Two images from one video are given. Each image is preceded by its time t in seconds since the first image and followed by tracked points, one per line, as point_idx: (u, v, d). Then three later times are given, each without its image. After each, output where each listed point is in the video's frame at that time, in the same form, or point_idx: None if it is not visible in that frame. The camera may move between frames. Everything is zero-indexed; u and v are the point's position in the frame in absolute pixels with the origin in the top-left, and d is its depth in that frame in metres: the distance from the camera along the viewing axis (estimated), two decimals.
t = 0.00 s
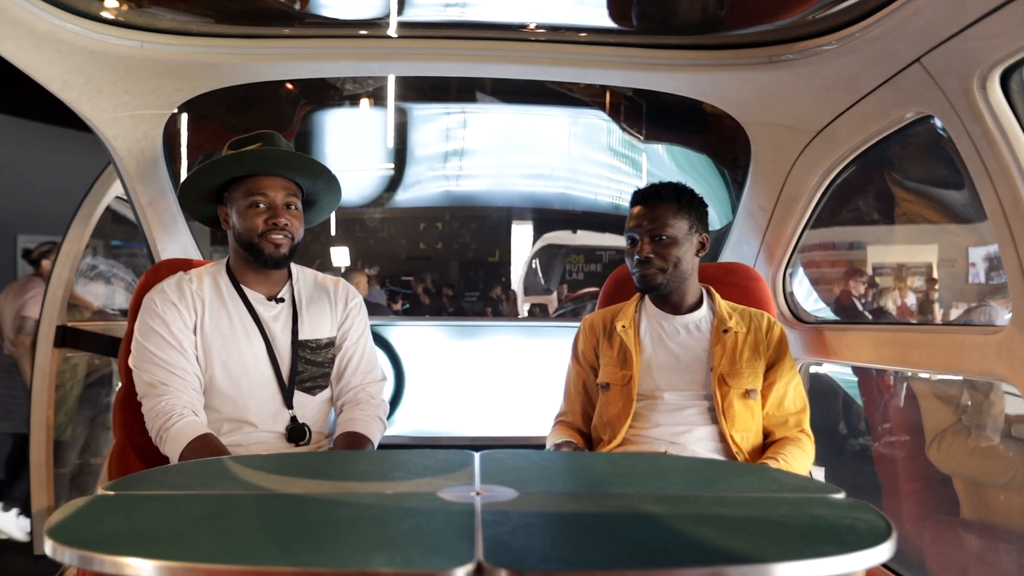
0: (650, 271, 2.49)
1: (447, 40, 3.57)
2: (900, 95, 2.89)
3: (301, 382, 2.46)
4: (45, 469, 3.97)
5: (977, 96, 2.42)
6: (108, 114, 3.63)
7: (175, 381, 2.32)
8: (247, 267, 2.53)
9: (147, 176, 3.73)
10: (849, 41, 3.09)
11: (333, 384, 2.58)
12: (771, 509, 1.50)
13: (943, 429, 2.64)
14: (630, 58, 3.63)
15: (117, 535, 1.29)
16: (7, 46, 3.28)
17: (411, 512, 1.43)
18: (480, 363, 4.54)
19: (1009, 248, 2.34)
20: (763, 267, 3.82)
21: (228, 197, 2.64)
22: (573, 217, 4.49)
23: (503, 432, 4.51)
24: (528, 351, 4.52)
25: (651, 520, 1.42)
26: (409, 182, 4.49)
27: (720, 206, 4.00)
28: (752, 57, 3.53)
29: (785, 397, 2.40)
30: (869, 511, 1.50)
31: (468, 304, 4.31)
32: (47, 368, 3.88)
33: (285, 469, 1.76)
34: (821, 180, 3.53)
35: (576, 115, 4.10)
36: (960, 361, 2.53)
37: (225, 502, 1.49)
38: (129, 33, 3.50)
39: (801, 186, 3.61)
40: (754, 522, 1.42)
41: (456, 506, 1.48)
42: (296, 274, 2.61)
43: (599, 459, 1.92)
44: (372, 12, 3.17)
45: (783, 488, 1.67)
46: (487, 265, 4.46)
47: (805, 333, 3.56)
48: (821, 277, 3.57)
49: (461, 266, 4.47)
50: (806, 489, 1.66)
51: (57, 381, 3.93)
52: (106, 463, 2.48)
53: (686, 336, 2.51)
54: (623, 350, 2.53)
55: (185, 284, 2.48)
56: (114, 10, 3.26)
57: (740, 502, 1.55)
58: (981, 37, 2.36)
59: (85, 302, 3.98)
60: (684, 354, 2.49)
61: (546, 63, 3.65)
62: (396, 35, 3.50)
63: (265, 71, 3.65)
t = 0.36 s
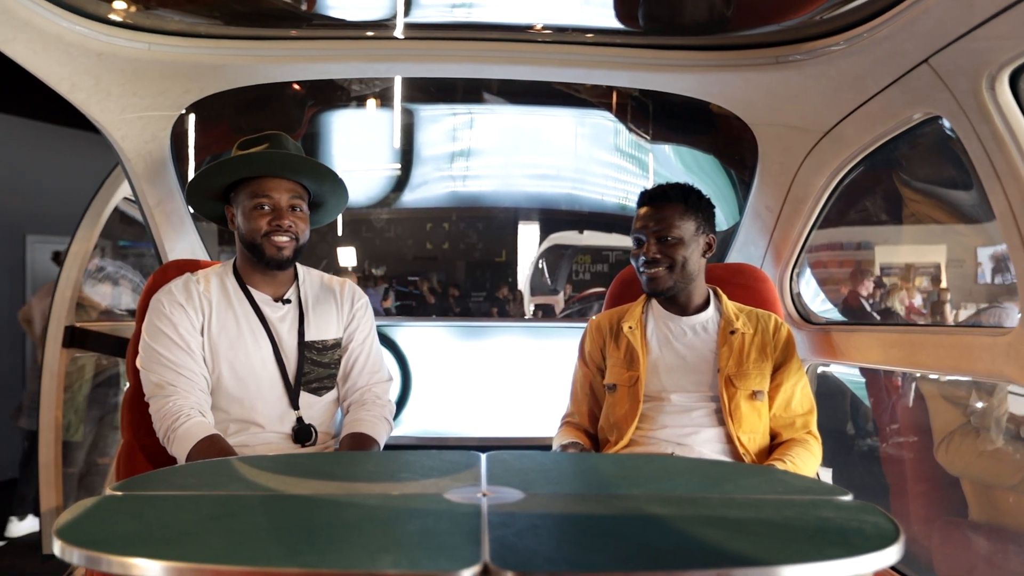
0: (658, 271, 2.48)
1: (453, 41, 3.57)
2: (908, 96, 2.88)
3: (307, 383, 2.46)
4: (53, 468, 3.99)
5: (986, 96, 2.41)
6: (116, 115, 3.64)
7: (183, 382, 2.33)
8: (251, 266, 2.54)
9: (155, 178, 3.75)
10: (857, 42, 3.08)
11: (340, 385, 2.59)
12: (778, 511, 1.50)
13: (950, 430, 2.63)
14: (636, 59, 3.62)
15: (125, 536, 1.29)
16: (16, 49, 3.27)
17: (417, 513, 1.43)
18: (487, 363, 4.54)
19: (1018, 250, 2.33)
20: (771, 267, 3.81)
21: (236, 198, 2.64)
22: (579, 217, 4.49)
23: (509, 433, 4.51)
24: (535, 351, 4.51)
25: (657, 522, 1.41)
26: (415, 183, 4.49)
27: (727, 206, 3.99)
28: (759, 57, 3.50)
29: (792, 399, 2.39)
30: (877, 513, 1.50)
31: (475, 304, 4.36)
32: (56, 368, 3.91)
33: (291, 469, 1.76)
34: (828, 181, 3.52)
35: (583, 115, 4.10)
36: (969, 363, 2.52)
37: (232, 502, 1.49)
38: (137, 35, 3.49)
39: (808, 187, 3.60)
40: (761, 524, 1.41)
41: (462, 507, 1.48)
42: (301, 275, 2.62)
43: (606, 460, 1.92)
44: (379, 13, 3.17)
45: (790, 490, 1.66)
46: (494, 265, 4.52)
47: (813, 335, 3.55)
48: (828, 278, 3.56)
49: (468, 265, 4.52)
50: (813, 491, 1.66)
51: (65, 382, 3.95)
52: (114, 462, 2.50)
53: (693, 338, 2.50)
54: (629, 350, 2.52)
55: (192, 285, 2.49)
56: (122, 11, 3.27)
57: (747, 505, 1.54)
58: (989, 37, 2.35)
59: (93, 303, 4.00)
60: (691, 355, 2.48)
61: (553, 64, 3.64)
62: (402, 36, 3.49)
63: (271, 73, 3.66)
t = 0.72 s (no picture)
0: (646, 278, 2.52)
1: (459, 43, 3.57)
2: (916, 97, 2.87)
3: (315, 385, 2.47)
4: (62, 468, 4.02)
5: (994, 98, 2.41)
6: (124, 118, 3.68)
7: (191, 384, 2.34)
8: (277, 272, 2.55)
9: (162, 179, 3.77)
10: (864, 44, 3.07)
11: (346, 387, 2.60)
12: (785, 513, 1.50)
13: (958, 434, 2.59)
14: (642, 61, 3.62)
15: (134, 537, 1.30)
16: (25, 52, 3.30)
17: (424, 515, 1.44)
18: (493, 364, 4.55)
19: None
20: (777, 269, 3.79)
21: (256, 206, 2.57)
22: (586, 217, 4.53)
23: (515, 433, 4.52)
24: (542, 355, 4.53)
25: (664, 525, 1.41)
26: (422, 183, 4.50)
27: (734, 208, 3.98)
28: (767, 59, 3.48)
29: (799, 401, 2.39)
30: (884, 516, 1.50)
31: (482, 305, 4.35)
32: (64, 368, 3.92)
33: (298, 470, 1.77)
34: (836, 182, 3.51)
35: (590, 116, 4.09)
36: (977, 365, 2.54)
37: (239, 503, 1.50)
38: (145, 38, 3.50)
39: (815, 188, 3.59)
40: (768, 526, 1.41)
41: (469, 509, 1.48)
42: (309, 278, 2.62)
43: (613, 462, 1.92)
44: (385, 16, 3.18)
45: (797, 492, 1.66)
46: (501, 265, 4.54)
47: (820, 336, 3.54)
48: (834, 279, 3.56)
49: (474, 266, 4.58)
50: (819, 493, 1.65)
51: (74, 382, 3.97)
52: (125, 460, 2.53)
53: (700, 338, 2.50)
54: (637, 350, 2.52)
55: (200, 286, 2.50)
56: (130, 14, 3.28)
57: (754, 507, 1.54)
58: (996, 39, 2.35)
59: (101, 303, 4.01)
60: (698, 356, 2.48)
61: (559, 66, 3.63)
62: (409, 38, 3.50)
63: (278, 75, 3.67)
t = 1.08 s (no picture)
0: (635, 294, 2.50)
1: (463, 46, 3.58)
2: (919, 100, 2.89)
3: (320, 383, 2.48)
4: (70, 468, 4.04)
5: (998, 100, 2.41)
6: (130, 121, 3.67)
7: (196, 384, 2.35)
8: (287, 276, 2.56)
9: (169, 181, 3.77)
10: (868, 46, 3.09)
11: (352, 386, 2.61)
12: (788, 515, 1.50)
13: (963, 433, 2.60)
14: (646, 63, 3.62)
15: (140, 538, 1.31)
16: (32, 57, 3.25)
17: (429, 516, 1.44)
18: (499, 366, 4.57)
19: None
20: (781, 271, 3.77)
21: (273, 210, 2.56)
22: (589, 218, 4.52)
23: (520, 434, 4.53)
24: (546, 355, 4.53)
25: (667, 527, 1.42)
26: (428, 184, 4.47)
27: (740, 209, 3.96)
28: (769, 61, 3.49)
29: (802, 400, 2.39)
30: (887, 518, 1.50)
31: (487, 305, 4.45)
32: (71, 369, 3.95)
33: (303, 471, 1.78)
34: (841, 183, 3.51)
35: (595, 117, 4.09)
36: (980, 367, 2.54)
37: (244, 505, 1.51)
38: (150, 41, 3.54)
39: (819, 189, 3.59)
40: (771, 529, 1.42)
41: (473, 511, 1.49)
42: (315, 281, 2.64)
43: (616, 464, 1.92)
44: (390, 18, 3.19)
45: (800, 494, 1.66)
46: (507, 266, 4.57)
47: (824, 337, 3.53)
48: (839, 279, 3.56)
49: (480, 266, 4.59)
50: (822, 495, 1.66)
51: (80, 383, 3.99)
52: (131, 462, 2.55)
53: (701, 341, 2.49)
54: (638, 353, 2.53)
55: (205, 285, 2.50)
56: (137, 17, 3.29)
57: (757, 509, 1.55)
58: (1001, 42, 2.35)
59: (106, 304, 4.03)
60: (700, 358, 2.48)
61: (563, 68, 3.63)
62: (414, 41, 3.51)
63: (283, 78, 3.68)
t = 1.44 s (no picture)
0: (641, 297, 2.49)
1: (468, 47, 3.59)
2: (923, 100, 2.89)
3: (325, 386, 2.50)
4: (75, 467, 4.06)
5: (1002, 101, 2.43)
6: (136, 123, 3.67)
7: (189, 401, 2.28)
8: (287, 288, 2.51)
9: (173, 183, 3.77)
10: (871, 47, 3.09)
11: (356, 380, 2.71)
12: (791, 517, 1.50)
13: (967, 434, 2.60)
14: (650, 63, 3.62)
15: (144, 539, 1.32)
16: (38, 59, 3.28)
17: (432, 518, 1.45)
18: (504, 367, 4.59)
19: None
20: (786, 271, 3.75)
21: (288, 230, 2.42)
22: (594, 219, 4.48)
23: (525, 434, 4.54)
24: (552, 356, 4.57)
25: (670, 529, 1.42)
26: (432, 185, 4.46)
27: (742, 208, 3.96)
28: (775, 61, 3.49)
29: (807, 402, 2.39)
30: (890, 520, 1.49)
31: (493, 305, 4.48)
32: (77, 369, 3.98)
33: (306, 473, 1.78)
34: (845, 184, 3.50)
35: (599, 117, 4.09)
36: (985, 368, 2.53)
37: (248, 506, 1.51)
38: (153, 43, 3.55)
39: (823, 190, 3.58)
40: (774, 531, 1.41)
41: (476, 512, 1.49)
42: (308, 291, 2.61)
43: (620, 465, 1.92)
44: (394, 20, 3.20)
45: (803, 496, 1.66)
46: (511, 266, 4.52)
47: (829, 339, 3.53)
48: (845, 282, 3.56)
49: (486, 265, 4.56)
50: (826, 497, 1.65)
51: (86, 383, 4.01)
52: (132, 465, 2.49)
53: (706, 342, 2.49)
54: (645, 355, 2.52)
55: (197, 294, 2.43)
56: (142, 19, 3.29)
57: (760, 510, 1.54)
58: (1004, 43, 2.36)
59: (112, 304, 4.04)
60: (705, 361, 2.47)
61: (566, 70, 3.64)
62: (419, 42, 3.52)
63: (289, 79, 3.68)
